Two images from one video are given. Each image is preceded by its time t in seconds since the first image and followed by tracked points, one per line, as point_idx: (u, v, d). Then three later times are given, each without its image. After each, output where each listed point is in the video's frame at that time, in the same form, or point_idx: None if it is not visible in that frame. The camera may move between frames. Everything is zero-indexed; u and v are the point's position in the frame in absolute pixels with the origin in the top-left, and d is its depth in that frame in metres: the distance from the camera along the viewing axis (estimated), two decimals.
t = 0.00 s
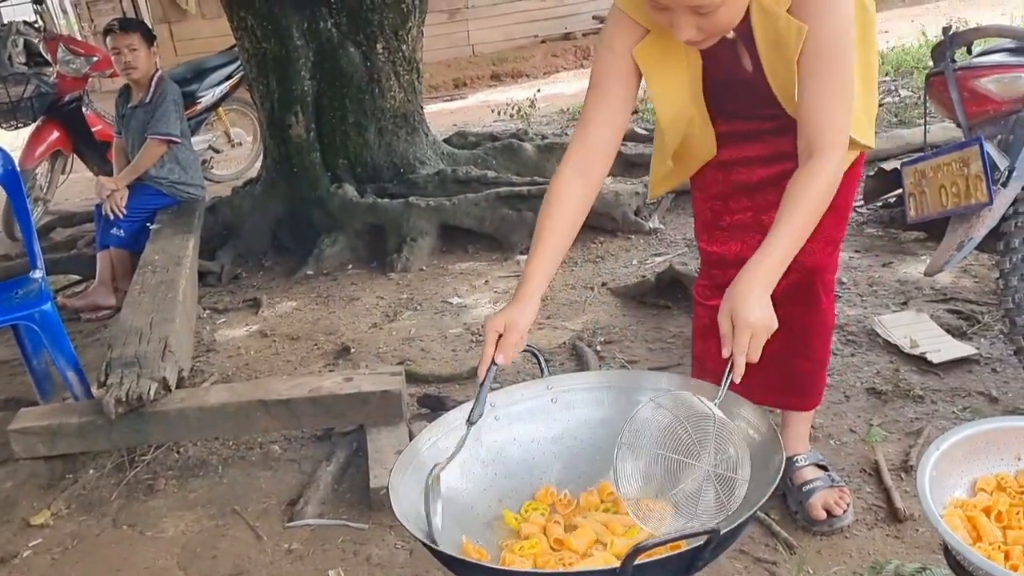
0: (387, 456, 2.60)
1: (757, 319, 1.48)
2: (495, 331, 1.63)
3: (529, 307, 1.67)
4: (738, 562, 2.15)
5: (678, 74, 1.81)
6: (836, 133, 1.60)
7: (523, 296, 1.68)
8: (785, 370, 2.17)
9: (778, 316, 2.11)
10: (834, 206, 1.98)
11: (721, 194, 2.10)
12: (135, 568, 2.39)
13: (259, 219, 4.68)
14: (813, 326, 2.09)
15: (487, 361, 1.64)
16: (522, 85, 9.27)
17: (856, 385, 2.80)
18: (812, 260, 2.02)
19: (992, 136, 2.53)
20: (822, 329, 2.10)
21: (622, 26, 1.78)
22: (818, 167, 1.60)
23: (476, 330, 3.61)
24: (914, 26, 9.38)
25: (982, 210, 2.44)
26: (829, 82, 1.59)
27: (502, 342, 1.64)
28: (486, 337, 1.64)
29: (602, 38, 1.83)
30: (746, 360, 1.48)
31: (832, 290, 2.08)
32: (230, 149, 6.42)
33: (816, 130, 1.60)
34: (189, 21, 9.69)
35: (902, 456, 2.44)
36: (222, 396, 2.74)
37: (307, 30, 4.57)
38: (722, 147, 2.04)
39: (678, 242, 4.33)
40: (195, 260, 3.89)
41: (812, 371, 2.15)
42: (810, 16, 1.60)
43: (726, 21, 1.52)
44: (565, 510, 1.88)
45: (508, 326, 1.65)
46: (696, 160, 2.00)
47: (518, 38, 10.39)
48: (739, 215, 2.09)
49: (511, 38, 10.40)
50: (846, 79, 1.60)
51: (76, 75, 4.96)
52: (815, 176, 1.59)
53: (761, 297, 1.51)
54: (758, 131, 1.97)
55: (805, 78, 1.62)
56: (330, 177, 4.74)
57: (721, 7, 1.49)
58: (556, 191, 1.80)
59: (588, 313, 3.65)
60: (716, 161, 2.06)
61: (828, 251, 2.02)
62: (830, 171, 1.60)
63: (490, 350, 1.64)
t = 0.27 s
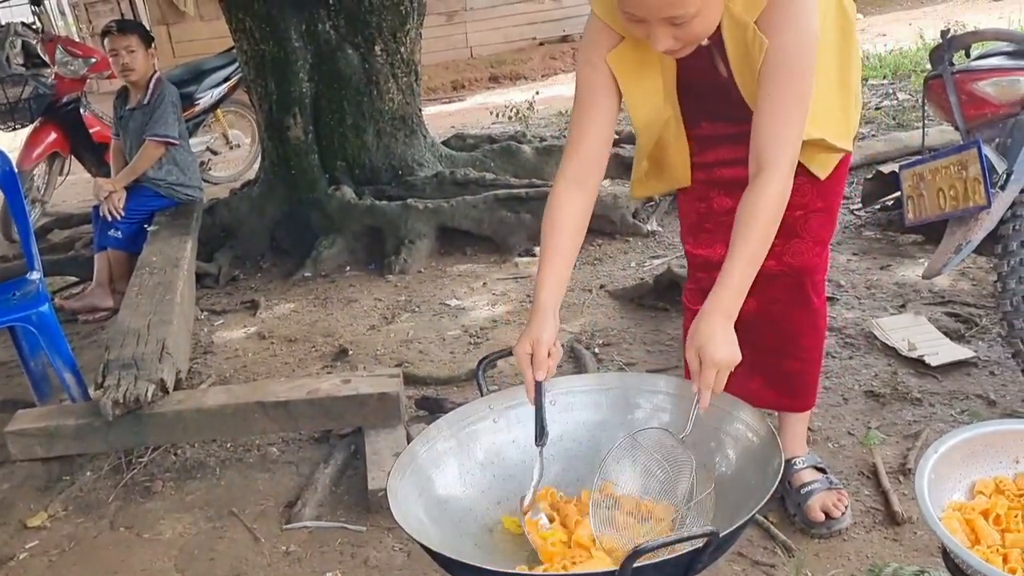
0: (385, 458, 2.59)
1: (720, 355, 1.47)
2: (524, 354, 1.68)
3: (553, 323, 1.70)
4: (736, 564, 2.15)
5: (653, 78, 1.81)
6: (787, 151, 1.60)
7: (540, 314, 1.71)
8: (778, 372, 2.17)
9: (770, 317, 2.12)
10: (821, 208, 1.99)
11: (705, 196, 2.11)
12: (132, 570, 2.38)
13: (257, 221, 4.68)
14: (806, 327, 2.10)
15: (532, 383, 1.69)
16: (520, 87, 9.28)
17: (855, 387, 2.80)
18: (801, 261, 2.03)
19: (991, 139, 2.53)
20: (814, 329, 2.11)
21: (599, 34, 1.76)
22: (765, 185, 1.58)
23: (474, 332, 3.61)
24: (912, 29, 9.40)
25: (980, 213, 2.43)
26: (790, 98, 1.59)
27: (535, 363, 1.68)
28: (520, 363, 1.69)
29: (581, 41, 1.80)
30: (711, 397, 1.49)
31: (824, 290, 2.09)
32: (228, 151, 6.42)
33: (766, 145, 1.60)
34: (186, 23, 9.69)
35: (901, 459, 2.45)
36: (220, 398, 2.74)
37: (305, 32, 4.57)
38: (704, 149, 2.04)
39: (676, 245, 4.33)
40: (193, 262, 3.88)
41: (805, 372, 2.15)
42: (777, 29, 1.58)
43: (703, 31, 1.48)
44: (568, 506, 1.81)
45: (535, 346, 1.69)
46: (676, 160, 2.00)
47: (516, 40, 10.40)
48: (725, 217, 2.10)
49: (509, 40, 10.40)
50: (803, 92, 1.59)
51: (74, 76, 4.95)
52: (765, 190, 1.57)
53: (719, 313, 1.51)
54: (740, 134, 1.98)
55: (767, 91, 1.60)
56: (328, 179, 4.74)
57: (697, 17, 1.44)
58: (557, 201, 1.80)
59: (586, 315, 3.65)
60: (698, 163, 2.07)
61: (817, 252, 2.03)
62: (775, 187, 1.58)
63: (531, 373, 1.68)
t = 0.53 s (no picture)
0: (385, 457, 2.58)
1: (733, 317, 1.49)
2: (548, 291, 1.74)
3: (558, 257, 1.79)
4: (737, 563, 2.15)
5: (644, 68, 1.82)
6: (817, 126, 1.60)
7: (546, 257, 1.79)
8: (776, 370, 2.18)
9: (768, 315, 2.12)
10: (818, 206, 1.99)
11: (699, 194, 2.11)
12: (132, 569, 2.38)
13: (256, 220, 4.67)
14: (804, 324, 2.10)
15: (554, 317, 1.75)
16: (519, 87, 9.27)
17: (855, 386, 2.80)
18: (799, 258, 2.03)
19: (992, 138, 2.53)
20: (813, 327, 2.11)
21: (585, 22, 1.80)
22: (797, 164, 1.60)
23: (473, 331, 3.60)
24: (911, 30, 9.40)
25: (982, 211, 2.43)
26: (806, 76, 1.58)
27: (556, 299, 1.75)
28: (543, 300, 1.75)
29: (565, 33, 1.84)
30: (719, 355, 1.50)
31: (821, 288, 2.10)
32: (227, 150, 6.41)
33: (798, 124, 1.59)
34: (185, 22, 9.68)
35: (901, 458, 2.44)
36: (220, 396, 2.74)
37: (305, 30, 4.56)
38: (699, 146, 2.04)
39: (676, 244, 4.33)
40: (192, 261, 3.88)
41: (802, 370, 2.15)
42: (779, 11, 1.58)
43: (694, 14, 1.49)
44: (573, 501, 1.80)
45: (556, 285, 1.76)
46: (672, 157, 1.99)
47: (515, 40, 10.39)
48: (719, 215, 2.11)
49: (508, 40, 10.39)
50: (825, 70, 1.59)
51: (72, 75, 4.93)
52: (793, 176, 1.59)
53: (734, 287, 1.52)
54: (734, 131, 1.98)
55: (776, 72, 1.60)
56: (327, 178, 4.74)
57: None
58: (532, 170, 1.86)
59: (586, 314, 3.64)
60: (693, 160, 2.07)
61: (813, 249, 2.03)
62: (805, 170, 1.60)
63: (550, 311, 1.74)
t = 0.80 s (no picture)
0: (386, 458, 2.58)
1: (750, 329, 1.49)
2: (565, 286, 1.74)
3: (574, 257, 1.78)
4: (739, 566, 2.15)
5: (641, 73, 1.81)
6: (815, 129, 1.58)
7: (559, 256, 1.77)
8: (777, 373, 2.18)
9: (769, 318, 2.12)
10: (819, 210, 1.99)
11: (699, 196, 2.11)
12: (133, 569, 2.38)
13: (257, 221, 4.67)
14: (805, 327, 2.11)
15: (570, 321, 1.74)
16: (520, 89, 9.28)
17: (856, 390, 2.80)
18: (800, 261, 2.03)
19: (994, 142, 2.54)
20: (814, 330, 2.11)
21: (583, 25, 1.77)
22: (799, 167, 1.57)
23: (474, 333, 3.60)
24: (912, 33, 9.41)
25: (984, 214, 2.44)
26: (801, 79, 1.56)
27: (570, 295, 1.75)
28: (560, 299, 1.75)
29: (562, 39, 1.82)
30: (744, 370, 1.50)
31: (822, 291, 2.10)
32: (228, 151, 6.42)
33: (793, 127, 1.58)
34: (186, 23, 9.68)
35: (903, 461, 2.44)
36: (221, 397, 2.74)
37: (307, 32, 4.57)
38: (699, 149, 2.04)
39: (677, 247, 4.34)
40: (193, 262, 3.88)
41: (804, 373, 2.15)
42: (773, 14, 1.58)
43: (699, 18, 1.48)
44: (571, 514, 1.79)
45: (574, 279, 1.76)
46: (670, 162, 1.97)
47: (516, 42, 10.40)
48: (719, 217, 2.11)
49: (509, 42, 10.40)
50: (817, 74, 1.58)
51: (74, 75, 4.93)
52: (794, 181, 1.57)
53: (752, 298, 1.51)
54: (735, 133, 1.97)
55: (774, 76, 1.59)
56: (329, 179, 4.74)
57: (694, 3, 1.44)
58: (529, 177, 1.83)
59: (587, 316, 3.64)
60: (693, 163, 2.06)
61: (815, 252, 2.03)
62: (807, 173, 1.57)
63: (569, 309, 1.74)
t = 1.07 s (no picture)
0: (385, 461, 2.58)
1: (736, 346, 1.46)
2: (518, 323, 1.71)
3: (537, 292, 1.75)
4: (737, 570, 2.15)
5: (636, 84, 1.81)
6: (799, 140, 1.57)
7: (525, 287, 1.75)
8: (773, 376, 2.18)
9: (765, 321, 2.12)
10: (815, 213, 1.99)
11: (694, 200, 2.11)
12: (130, 571, 2.37)
13: (256, 222, 4.67)
14: (801, 331, 2.11)
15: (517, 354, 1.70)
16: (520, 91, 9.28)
17: (855, 393, 2.80)
18: (796, 265, 2.03)
19: (994, 146, 2.54)
20: (810, 334, 2.11)
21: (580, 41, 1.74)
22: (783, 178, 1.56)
23: (473, 335, 3.60)
24: (912, 37, 9.43)
25: (983, 218, 2.44)
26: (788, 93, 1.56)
27: (526, 333, 1.72)
28: (511, 330, 1.71)
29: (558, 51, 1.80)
30: (732, 388, 1.47)
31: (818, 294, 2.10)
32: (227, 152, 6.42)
33: (776, 139, 1.57)
34: (186, 24, 9.69)
35: (902, 465, 2.44)
36: (219, 398, 2.73)
37: (306, 33, 4.57)
38: (693, 153, 2.04)
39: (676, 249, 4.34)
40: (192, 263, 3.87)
41: (799, 375, 2.15)
42: (760, 27, 1.57)
43: (694, 34, 1.48)
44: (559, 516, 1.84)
45: (529, 318, 1.73)
46: (669, 167, 1.99)
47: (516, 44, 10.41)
48: (714, 220, 2.11)
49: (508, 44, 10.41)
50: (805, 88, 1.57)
51: (74, 76, 4.93)
52: (779, 194, 1.55)
53: (740, 312, 1.48)
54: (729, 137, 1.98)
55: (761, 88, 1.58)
56: (328, 181, 4.74)
57: (689, 19, 1.44)
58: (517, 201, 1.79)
59: (586, 319, 3.65)
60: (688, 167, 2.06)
61: (811, 256, 2.04)
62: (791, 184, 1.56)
63: (518, 345, 1.70)
